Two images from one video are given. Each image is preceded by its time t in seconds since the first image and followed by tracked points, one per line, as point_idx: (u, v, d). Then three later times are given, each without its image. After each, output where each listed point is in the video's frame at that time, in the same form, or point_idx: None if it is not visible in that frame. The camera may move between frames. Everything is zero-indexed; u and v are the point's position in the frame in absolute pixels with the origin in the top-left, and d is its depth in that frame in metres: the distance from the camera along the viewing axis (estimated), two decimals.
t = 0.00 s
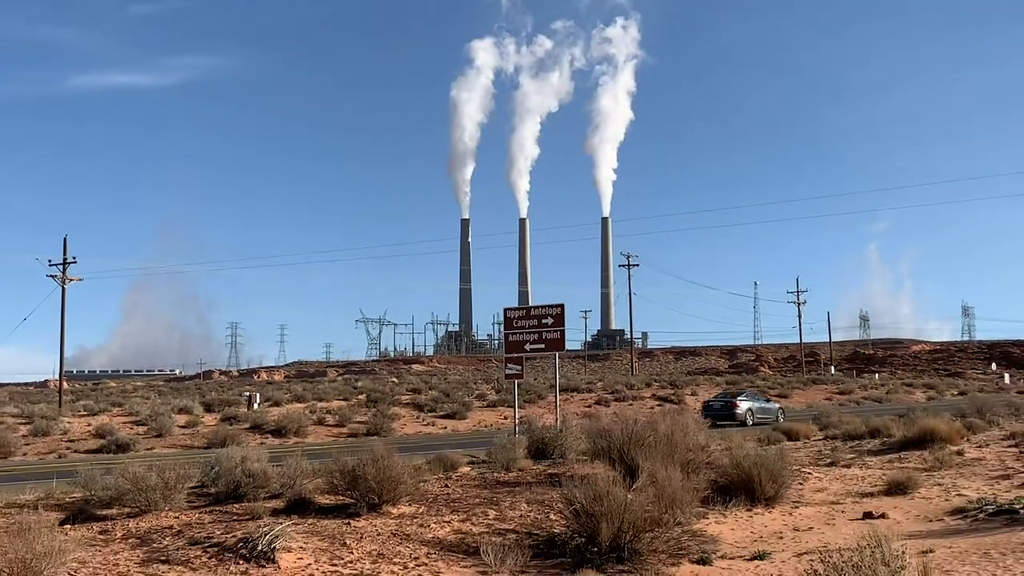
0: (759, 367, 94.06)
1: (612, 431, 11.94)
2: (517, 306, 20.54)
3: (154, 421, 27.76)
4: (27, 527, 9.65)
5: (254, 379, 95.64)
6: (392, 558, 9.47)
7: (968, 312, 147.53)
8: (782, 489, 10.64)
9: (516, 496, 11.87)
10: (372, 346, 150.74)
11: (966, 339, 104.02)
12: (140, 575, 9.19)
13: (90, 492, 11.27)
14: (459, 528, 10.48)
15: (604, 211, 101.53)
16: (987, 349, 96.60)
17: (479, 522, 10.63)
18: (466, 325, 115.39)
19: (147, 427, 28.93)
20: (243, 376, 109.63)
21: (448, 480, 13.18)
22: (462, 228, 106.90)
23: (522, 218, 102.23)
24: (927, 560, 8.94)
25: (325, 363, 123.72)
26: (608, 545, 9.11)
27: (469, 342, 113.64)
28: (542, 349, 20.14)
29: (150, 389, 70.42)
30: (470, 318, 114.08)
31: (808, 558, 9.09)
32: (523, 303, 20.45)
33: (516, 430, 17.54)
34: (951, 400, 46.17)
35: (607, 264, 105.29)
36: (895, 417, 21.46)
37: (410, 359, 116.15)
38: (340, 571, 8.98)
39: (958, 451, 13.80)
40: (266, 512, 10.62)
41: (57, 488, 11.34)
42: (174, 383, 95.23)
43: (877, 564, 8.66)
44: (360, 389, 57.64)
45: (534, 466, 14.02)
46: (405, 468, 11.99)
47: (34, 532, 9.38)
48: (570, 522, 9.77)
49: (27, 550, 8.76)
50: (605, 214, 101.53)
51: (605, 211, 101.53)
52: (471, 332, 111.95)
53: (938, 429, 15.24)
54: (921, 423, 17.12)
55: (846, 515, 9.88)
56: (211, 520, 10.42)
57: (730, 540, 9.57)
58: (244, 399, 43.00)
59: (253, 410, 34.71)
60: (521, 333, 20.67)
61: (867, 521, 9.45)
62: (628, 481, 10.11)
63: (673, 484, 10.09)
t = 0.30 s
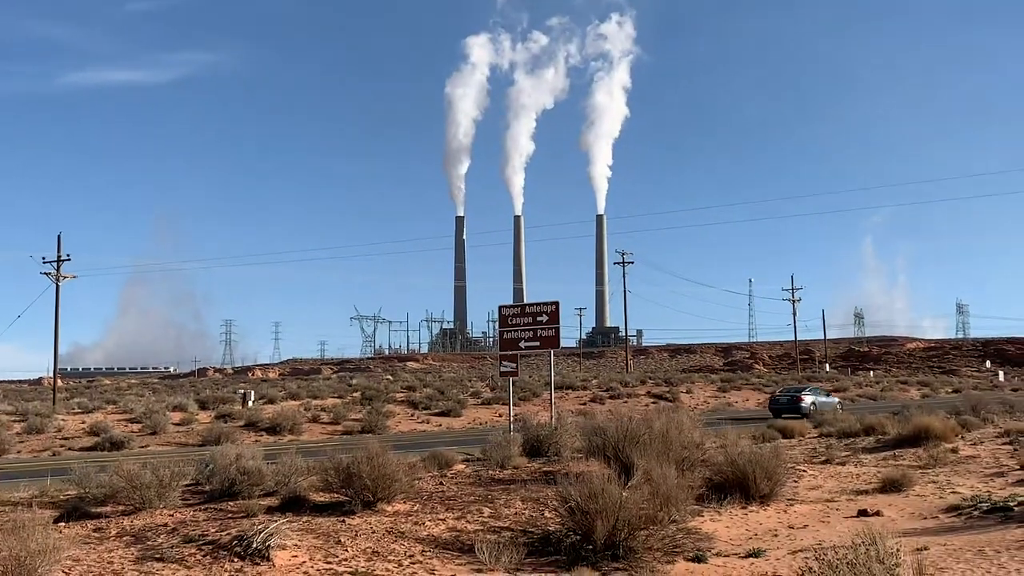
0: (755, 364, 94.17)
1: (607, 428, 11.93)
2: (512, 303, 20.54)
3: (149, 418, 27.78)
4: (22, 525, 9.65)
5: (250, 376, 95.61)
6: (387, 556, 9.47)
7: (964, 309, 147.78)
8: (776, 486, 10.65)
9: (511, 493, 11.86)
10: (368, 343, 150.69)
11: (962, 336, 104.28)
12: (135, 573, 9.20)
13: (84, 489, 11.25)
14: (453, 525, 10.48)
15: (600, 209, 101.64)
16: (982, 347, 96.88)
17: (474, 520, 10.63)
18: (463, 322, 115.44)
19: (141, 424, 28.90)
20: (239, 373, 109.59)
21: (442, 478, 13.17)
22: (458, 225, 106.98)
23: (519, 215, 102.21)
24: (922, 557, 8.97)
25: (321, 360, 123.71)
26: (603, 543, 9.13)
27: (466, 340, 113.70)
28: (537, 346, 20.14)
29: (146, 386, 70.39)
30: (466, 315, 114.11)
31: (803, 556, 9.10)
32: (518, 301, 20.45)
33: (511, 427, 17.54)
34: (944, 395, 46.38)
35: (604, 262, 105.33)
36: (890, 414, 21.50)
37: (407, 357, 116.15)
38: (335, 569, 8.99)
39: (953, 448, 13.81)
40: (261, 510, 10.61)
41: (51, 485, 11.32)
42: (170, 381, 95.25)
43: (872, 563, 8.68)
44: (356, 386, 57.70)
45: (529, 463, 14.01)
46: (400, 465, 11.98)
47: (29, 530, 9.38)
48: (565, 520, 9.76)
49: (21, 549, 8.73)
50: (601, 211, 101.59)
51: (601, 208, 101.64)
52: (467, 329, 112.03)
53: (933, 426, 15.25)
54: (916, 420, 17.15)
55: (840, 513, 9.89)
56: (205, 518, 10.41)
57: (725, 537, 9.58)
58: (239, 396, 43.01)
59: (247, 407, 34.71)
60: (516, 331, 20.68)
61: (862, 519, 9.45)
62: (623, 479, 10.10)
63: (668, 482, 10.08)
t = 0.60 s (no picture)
0: (755, 363, 94.13)
1: (606, 427, 11.91)
2: (511, 303, 20.53)
3: (147, 417, 27.75)
4: (21, 523, 9.68)
5: (249, 375, 95.54)
6: (386, 554, 9.49)
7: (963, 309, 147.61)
8: (776, 485, 10.65)
9: (509, 493, 11.85)
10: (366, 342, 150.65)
11: (961, 335, 104.29)
12: (134, 572, 9.22)
13: (83, 488, 11.22)
14: (452, 524, 10.47)
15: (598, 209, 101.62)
16: (981, 346, 96.99)
17: (473, 519, 10.62)
18: (462, 321, 115.41)
19: (140, 423, 28.88)
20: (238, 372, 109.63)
21: (441, 477, 13.14)
22: (457, 225, 107.05)
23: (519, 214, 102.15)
24: (921, 557, 8.98)
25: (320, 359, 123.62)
26: (602, 542, 9.15)
27: (465, 339, 113.67)
28: (536, 345, 20.12)
29: (145, 385, 70.32)
30: (466, 315, 114.10)
31: (802, 555, 9.10)
32: (517, 300, 20.44)
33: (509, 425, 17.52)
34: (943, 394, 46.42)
35: (603, 262, 105.31)
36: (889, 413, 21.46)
37: (406, 356, 116.14)
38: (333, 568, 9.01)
39: (952, 447, 13.79)
40: (260, 508, 10.61)
41: (50, 483, 11.31)
42: (168, 380, 95.17)
43: (870, 562, 8.69)
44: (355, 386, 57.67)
45: (528, 463, 13.98)
46: (398, 464, 11.96)
47: (27, 528, 9.38)
48: (563, 519, 9.75)
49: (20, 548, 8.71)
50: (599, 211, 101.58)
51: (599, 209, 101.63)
52: (467, 329, 111.98)
53: (931, 425, 15.22)
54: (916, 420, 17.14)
55: (839, 512, 9.88)
56: (204, 517, 10.39)
57: (724, 536, 9.58)
58: (238, 395, 42.99)
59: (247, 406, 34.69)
60: (515, 330, 20.68)
61: (861, 518, 9.42)
62: (622, 478, 10.09)
63: (666, 481, 10.08)
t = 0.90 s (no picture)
0: (750, 360, 94.62)
1: (605, 422, 12.13)
2: (511, 301, 20.75)
3: (156, 412, 28.02)
4: (33, 517, 9.94)
5: (252, 372, 95.84)
6: (390, 547, 9.78)
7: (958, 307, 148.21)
8: (771, 480, 10.88)
9: (510, 486, 12.09)
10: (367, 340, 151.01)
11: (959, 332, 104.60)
12: (143, 565, 9.56)
13: (94, 482, 11.39)
14: (454, 517, 10.70)
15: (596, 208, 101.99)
16: (974, 343, 97.61)
17: (474, 512, 10.85)
18: (463, 319, 115.72)
19: (150, 418, 29.16)
20: (241, 369, 110.02)
21: (444, 471, 13.38)
22: (458, 225, 107.44)
23: (518, 212, 102.48)
24: (912, 549, 9.26)
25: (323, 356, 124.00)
26: (601, 535, 9.42)
27: (466, 337, 114.09)
28: (536, 343, 20.36)
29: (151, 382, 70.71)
30: (466, 313, 114.45)
31: (795, 547, 9.35)
32: (517, 298, 20.67)
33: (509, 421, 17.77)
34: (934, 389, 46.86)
35: (603, 260, 105.61)
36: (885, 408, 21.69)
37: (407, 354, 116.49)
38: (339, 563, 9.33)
39: (941, 442, 14.04)
40: (266, 502, 10.83)
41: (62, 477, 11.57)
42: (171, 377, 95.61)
43: (863, 554, 8.94)
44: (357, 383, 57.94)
45: (528, 457, 14.20)
46: (402, 459, 12.19)
47: (39, 522, 9.72)
48: (563, 512, 9.99)
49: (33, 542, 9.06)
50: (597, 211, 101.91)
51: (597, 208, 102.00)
52: (467, 327, 112.25)
53: (922, 421, 15.49)
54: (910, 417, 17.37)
55: (832, 505, 10.13)
56: (212, 510, 10.63)
57: (720, 529, 9.84)
58: (246, 391, 43.29)
59: (253, 402, 34.98)
60: (515, 328, 20.89)
61: (853, 511, 9.65)
62: (620, 472, 10.31)
63: (664, 475, 10.31)
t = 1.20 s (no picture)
0: (725, 350, 96.57)
1: (595, 407, 13.26)
2: (510, 297, 21.82)
3: (193, 399, 29.37)
4: (82, 492, 11.10)
5: (265, 364, 97.68)
6: (402, 519, 11.03)
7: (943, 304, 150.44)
8: (744, 458, 12.02)
9: (510, 464, 13.23)
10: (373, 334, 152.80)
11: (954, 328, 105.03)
12: (181, 535, 10.83)
13: (137, 461, 12.78)
14: (460, 492, 11.89)
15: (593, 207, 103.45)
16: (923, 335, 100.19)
17: (478, 488, 12.03)
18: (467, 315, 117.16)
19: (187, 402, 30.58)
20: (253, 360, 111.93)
21: (450, 451, 14.52)
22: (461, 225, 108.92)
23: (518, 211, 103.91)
24: (871, 520, 10.41)
25: (331, 349, 125.61)
26: (591, 508, 10.60)
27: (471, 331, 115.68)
28: (533, 337, 21.45)
29: (164, 374, 72.34)
30: (471, 309, 115.93)
31: (766, 519, 10.47)
32: (515, 294, 21.75)
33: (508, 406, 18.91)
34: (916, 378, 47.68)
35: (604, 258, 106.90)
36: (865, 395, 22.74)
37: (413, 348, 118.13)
38: (357, 536, 10.62)
39: (897, 426, 15.16)
40: (291, 479, 12.10)
41: (107, 457, 12.87)
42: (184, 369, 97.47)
43: (825, 525, 10.09)
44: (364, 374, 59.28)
45: (527, 439, 15.31)
46: (412, 440, 13.35)
47: (87, 497, 10.93)
48: (557, 488, 11.15)
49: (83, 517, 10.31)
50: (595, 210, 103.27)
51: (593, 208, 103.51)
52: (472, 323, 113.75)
53: (879, 406, 16.52)
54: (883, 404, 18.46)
55: (799, 481, 11.29)
56: (242, 487, 11.92)
57: (698, 503, 11.03)
58: (271, 380, 44.83)
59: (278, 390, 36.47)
60: (514, 322, 21.96)
61: (818, 487, 10.79)
62: (609, 452, 11.42)
63: (648, 454, 11.43)
